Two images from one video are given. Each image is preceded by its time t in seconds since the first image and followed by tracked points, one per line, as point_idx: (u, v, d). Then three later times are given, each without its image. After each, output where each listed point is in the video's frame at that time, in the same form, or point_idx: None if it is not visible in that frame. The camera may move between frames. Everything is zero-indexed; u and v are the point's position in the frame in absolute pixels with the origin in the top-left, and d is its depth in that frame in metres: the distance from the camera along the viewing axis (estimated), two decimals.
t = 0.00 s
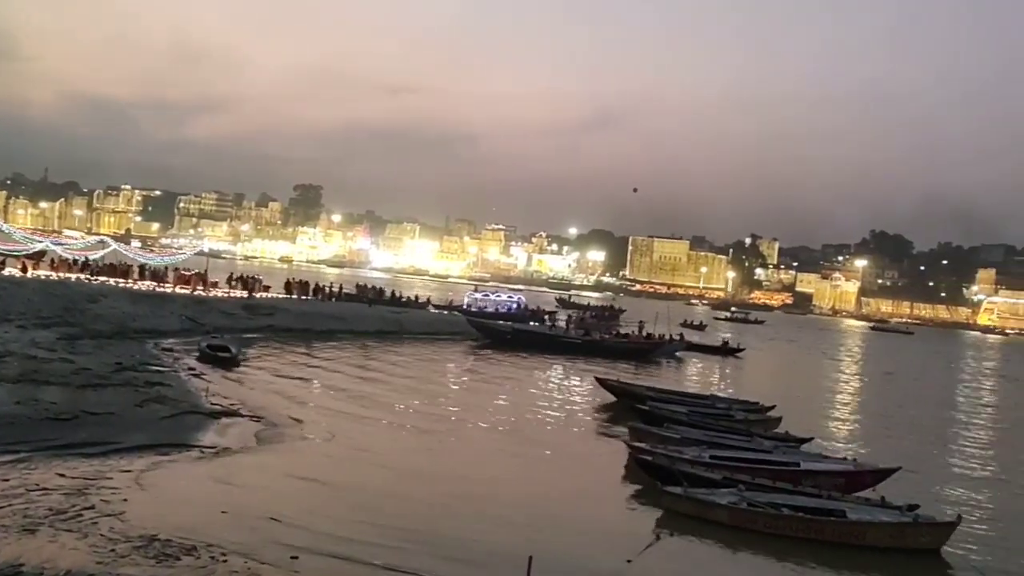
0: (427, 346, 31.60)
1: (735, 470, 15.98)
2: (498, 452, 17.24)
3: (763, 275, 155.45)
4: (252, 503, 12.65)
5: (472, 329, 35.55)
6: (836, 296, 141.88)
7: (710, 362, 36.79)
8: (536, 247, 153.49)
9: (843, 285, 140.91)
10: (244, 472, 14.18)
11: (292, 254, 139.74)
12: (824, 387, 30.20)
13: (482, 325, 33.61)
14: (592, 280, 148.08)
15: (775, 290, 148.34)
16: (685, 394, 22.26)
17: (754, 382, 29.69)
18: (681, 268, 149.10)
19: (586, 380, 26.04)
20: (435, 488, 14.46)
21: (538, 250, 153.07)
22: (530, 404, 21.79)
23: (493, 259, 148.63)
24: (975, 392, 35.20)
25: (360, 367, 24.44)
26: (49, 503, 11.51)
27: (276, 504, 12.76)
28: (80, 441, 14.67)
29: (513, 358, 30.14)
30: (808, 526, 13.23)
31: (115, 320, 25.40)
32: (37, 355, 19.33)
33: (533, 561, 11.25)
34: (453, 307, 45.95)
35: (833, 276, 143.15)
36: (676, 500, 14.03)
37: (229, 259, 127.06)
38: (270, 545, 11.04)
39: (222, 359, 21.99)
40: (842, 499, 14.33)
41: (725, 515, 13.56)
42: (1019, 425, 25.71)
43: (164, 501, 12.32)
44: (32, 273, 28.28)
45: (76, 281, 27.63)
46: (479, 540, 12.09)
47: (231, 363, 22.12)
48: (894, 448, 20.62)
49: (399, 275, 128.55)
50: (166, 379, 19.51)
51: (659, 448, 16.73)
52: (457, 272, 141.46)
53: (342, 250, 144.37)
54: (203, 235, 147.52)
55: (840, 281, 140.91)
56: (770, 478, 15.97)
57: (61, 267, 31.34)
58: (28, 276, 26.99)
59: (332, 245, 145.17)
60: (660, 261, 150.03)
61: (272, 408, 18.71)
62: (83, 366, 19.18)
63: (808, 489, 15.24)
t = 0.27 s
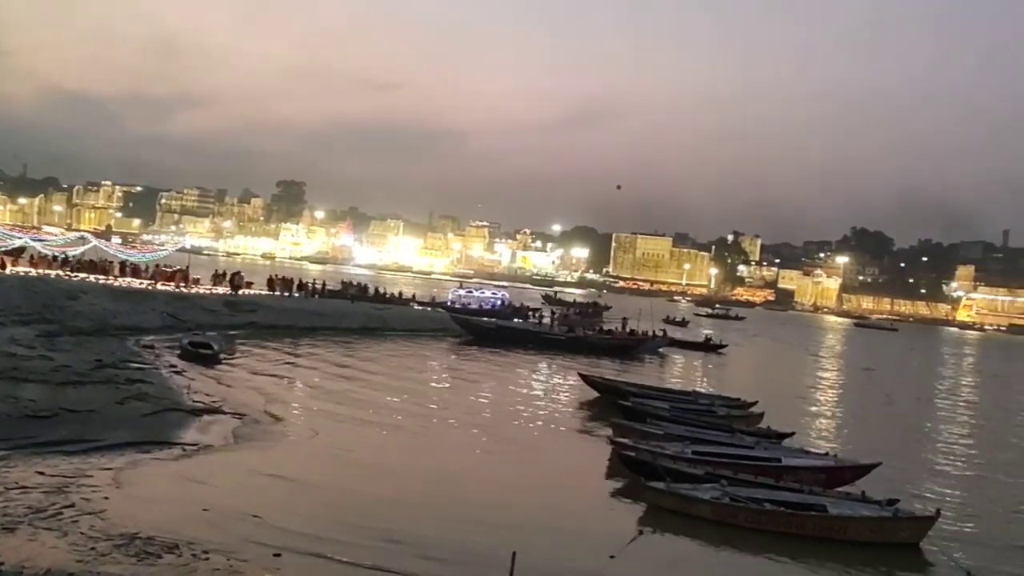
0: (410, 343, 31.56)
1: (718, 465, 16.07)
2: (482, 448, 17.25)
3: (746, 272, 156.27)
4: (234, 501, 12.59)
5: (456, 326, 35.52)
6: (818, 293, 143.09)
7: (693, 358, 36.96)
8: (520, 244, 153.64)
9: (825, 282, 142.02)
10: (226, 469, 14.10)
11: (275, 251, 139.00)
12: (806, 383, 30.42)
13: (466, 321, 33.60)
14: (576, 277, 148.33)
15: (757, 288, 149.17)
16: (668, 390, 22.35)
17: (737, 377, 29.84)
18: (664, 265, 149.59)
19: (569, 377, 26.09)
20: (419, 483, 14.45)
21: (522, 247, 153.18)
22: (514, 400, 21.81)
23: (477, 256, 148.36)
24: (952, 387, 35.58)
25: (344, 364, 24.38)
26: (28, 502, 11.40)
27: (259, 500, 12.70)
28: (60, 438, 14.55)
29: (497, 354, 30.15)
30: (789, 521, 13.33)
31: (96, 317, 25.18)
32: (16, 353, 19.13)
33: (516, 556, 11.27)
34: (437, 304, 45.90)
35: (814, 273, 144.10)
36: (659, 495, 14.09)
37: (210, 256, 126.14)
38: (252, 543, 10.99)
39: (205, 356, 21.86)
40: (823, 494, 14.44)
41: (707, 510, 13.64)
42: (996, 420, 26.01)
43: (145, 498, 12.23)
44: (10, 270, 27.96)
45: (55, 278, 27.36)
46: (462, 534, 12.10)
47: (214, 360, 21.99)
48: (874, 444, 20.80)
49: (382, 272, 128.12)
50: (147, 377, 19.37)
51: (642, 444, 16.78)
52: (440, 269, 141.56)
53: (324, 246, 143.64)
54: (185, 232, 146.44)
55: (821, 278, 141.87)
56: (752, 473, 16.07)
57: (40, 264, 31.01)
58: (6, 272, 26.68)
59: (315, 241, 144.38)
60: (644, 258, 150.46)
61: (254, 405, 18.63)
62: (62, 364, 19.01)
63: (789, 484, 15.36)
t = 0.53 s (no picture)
0: (393, 340, 31.49)
1: (699, 461, 16.16)
2: (465, 445, 17.25)
3: (727, 268, 157.02)
4: (216, 499, 12.52)
5: (438, 323, 35.47)
6: (799, 289, 144.18)
7: (674, 355, 37.13)
8: (503, 240, 153.62)
9: (806, 279, 143.09)
10: (207, 467, 14.03)
11: (256, 247, 138.09)
12: (786, 379, 30.65)
13: (449, 319, 33.57)
14: (559, 274, 148.50)
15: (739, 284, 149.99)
16: (650, 386, 22.44)
17: (718, 374, 30.01)
18: (646, 262, 150.02)
19: (552, 374, 26.14)
20: (402, 480, 14.44)
21: (505, 243, 153.12)
22: (497, 397, 21.82)
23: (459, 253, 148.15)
24: (930, 383, 35.95)
25: (326, 362, 24.29)
26: (6, 501, 11.28)
27: (240, 499, 12.64)
28: (37, 437, 14.40)
29: (480, 352, 30.15)
30: (770, 516, 13.44)
31: (74, 314, 24.93)
32: None
33: (499, 552, 11.29)
34: (420, 301, 45.80)
35: (795, 270, 145.07)
36: (641, 491, 14.16)
37: (190, 252, 125.12)
38: (233, 541, 10.94)
39: (185, 353, 21.71)
40: (803, 489, 14.56)
41: (689, 506, 13.72)
42: (973, 416, 26.33)
43: (124, 497, 12.14)
44: None
45: (32, 274, 27.05)
46: (445, 531, 12.11)
47: (194, 357, 21.85)
48: (853, 439, 20.98)
49: (364, 269, 127.63)
50: (126, 374, 19.21)
51: (624, 440, 16.84)
52: (423, 266, 141.26)
53: (306, 242, 142.83)
54: (164, 228, 145.22)
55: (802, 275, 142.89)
56: (733, 469, 16.18)
57: (17, 260, 30.65)
58: None
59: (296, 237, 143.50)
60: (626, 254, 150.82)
61: (236, 403, 18.52)
62: (40, 361, 18.81)
63: (769, 479, 15.47)
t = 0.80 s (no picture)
0: (377, 338, 31.43)
1: (684, 458, 16.22)
2: (450, 442, 17.25)
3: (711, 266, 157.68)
4: (200, 497, 12.46)
5: (423, 320, 35.43)
6: (783, 287, 145.02)
7: (659, 352, 37.26)
8: (488, 238, 153.55)
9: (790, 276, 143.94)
10: (191, 466, 13.96)
11: (240, 244, 137.30)
12: (770, 375, 30.84)
13: (434, 316, 33.54)
14: (545, 271, 148.60)
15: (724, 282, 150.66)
16: (634, 383, 22.51)
17: (702, 371, 30.14)
18: (631, 260, 150.40)
19: (537, 371, 26.17)
20: (387, 477, 14.43)
21: (490, 241, 153.08)
22: (482, 395, 21.83)
23: (444, 250, 147.91)
24: (912, 380, 36.25)
25: (311, 360, 24.22)
26: None
27: (224, 497, 12.59)
28: (18, 435, 14.27)
29: (465, 349, 30.15)
30: (754, 512, 13.51)
31: (55, 311, 24.72)
32: None
33: (484, 549, 11.30)
34: (405, 298, 45.71)
35: (779, 268, 145.80)
36: (626, 488, 14.21)
37: (173, 249, 124.22)
38: (217, 539, 10.91)
39: (168, 351, 21.58)
40: (787, 485, 14.65)
41: (673, 502, 13.77)
42: (954, 412, 26.59)
43: (107, 496, 12.06)
44: None
45: (13, 272, 26.80)
46: (431, 528, 12.11)
47: (178, 355, 21.72)
48: (836, 435, 21.14)
49: (349, 266, 127.16)
50: (109, 372, 19.07)
51: (609, 437, 16.88)
52: (408, 264, 140.95)
53: (290, 240, 142.11)
54: (147, 226, 144.12)
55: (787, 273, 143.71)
56: (717, 465, 16.26)
57: None
58: None
59: (280, 235, 142.74)
60: (611, 252, 151.17)
61: (219, 401, 18.44)
62: (21, 359, 18.64)
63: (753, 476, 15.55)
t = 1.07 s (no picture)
0: (363, 335, 31.37)
1: (668, 454, 16.28)
2: (435, 440, 17.24)
3: (696, 263, 158.27)
4: (183, 495, 12.40)
5: (409, 317, 35.38)
6: (767, 283, 145.81)
7: (644, 348, 37.39)
8: (474, 235, 153.42)
9: (775, 273, 144.74)
10: (174, 464, 13.88)
11: (224, 241, 136.48)
12: (754, 372, 31.00)
13: (419, 313, 33.50)
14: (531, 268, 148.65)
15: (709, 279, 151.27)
16: (620, 379, 22.57)
17: (687, 367, 30.27)
18: (616, 256, 150.72)
19: (523, 368, 26.20)
20: (372, 475, 14.41)
21: (476, 237, 153.00)
22: (467, 392, 21.83)
23: (430, 247, 147.61)
24: (893, 376, 36.58)
25: (296, 357, 24.14)
26: None
27: (208, 495, 12.54)
28: None
29: (450, 346, 30.14)
30: (738, 508, 13.58)
31: (37, 308, 24.50)
32: None
33: (469, 547, 11.31)
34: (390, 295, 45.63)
35: (763, 265, 146.48)
36: (611, 484, 14.24)
37: (156, 246, 123.29)
38: (201, 537, 10.85)
39: (151, 348, 21.44)
40: (771, 481, 14.74)
41: (658, 498, 13.82)
42: (935, 408, 26.86)
43: (89, 494, 11.98)
44: None
45: None
46: (415, 526, 12.11)
47: (161, 353, 21.59)
48: (819, 431, 21.30)
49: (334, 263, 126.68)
50: (91, 369, 18.92)
51: (595, 433, 16.91)
52: (394, 260, 140.62)
53: (275, 237, 141.36)
54: (130, 222, 143.00)
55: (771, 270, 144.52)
56: (701, 461, 16.32)
57: None
58: None
59: (265, 231, 141.95)
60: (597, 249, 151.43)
61: (203, 398, 18.34)
62: (2, 357, 18.47)
63: (737, 472, 15.63)
